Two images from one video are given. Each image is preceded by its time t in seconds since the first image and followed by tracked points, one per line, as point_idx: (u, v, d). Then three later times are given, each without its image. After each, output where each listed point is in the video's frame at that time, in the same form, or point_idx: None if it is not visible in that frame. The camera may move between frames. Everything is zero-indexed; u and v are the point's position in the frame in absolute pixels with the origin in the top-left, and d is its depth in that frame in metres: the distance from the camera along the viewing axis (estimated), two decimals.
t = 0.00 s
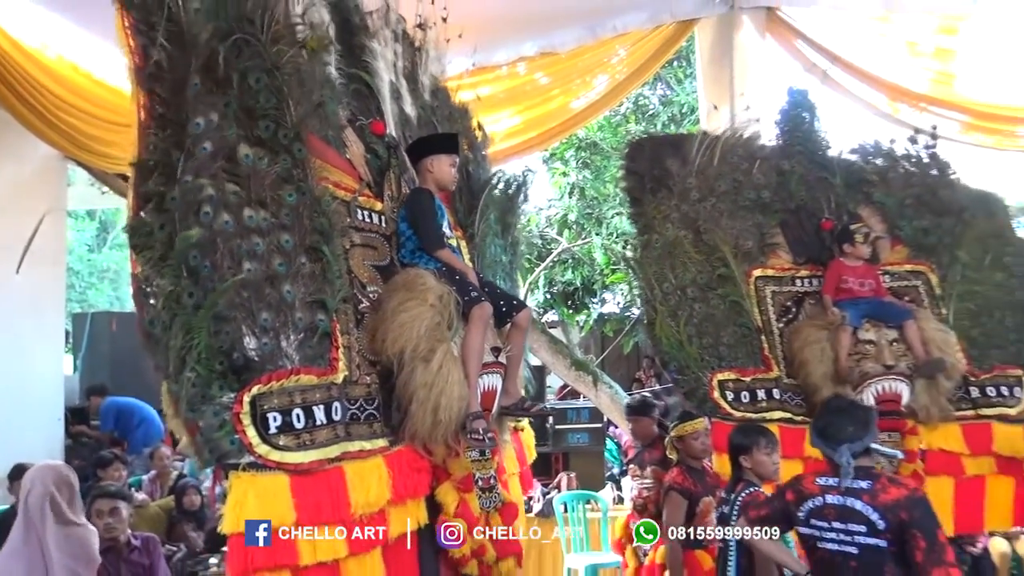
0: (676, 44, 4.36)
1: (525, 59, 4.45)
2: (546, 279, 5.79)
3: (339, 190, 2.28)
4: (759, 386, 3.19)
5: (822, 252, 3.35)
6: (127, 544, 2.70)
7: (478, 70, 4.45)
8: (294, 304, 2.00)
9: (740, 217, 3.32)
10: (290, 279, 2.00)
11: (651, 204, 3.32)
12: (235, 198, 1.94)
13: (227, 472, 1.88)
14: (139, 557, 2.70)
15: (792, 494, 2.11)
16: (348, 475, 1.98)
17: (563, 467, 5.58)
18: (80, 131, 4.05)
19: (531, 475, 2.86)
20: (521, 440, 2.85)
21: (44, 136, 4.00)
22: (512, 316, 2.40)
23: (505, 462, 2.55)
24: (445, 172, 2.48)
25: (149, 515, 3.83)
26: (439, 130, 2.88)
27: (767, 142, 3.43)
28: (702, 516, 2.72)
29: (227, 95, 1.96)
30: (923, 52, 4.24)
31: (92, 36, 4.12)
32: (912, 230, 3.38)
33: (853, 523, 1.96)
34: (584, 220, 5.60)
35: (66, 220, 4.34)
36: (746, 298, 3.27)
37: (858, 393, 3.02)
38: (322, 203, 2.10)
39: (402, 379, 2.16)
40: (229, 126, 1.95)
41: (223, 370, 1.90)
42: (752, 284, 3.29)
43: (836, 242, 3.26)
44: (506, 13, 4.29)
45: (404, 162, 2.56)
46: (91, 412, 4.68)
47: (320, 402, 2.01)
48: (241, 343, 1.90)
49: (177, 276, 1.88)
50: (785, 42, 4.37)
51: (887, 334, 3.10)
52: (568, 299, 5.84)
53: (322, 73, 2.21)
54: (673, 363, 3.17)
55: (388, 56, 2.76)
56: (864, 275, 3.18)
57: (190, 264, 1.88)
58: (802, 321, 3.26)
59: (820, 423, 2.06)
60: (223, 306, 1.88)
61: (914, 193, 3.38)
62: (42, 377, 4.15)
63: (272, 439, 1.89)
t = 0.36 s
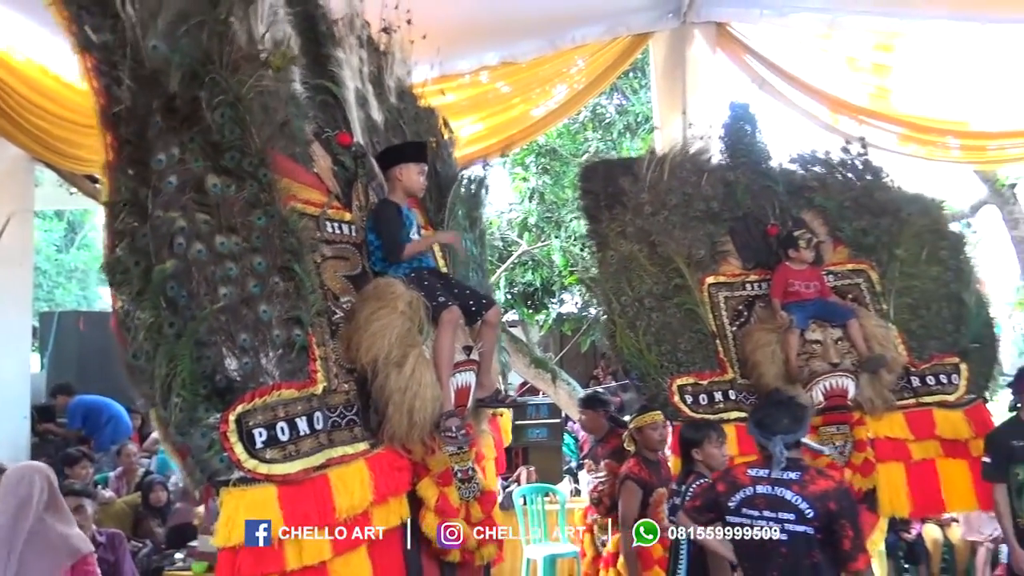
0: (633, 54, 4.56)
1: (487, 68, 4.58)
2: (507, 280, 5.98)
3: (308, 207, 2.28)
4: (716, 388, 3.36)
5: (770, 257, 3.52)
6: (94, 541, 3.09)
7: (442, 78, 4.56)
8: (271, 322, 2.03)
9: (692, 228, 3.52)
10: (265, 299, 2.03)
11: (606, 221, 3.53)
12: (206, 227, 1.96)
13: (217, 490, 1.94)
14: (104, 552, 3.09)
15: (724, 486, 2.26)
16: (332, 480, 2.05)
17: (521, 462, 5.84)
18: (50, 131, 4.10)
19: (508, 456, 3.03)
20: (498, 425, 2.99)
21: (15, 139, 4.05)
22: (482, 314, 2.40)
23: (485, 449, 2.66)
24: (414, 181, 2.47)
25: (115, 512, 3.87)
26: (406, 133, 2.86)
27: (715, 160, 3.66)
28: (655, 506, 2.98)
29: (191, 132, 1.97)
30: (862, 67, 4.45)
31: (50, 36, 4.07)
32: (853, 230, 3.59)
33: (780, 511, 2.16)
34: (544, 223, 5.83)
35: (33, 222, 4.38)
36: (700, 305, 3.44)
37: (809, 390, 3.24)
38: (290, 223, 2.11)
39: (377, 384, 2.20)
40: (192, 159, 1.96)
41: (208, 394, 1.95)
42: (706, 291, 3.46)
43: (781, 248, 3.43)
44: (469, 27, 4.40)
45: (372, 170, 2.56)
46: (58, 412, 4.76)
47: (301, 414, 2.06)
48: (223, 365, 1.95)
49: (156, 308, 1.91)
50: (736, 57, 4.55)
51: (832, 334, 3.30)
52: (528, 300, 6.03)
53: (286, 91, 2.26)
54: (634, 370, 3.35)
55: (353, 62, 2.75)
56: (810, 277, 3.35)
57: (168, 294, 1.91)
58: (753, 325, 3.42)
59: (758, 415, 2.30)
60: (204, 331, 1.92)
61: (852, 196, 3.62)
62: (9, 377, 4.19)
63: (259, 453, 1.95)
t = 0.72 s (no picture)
0: (586, 61, 4.62)
1: (444, 67, 4.46)
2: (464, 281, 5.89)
3: (254, 209, 2.24)
4: (663, 385, 3.41)
5: (719, 258, 3.56)
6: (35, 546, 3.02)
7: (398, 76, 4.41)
8: (215, 326, 2.01)
9: (643, 229, 3.56)
10: (209, 302, 2.00)
11: (560, 220, 3.55)
12: (145, 232, 1.91)
13: (165, 495, 1.90)
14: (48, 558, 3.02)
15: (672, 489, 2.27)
16: (283, 483, 2.02)
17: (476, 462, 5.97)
18: None
19: (484, 449, 2.99)
20: (467, 419, 2.95)
21: None
22: (437, 313, 2.37)
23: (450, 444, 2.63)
24: (363, 179, 2.37)
25: (58, 517, 3.74)
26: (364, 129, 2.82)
27: (669, 163, 3.69)
28: (610, 504, 3.00)
29: (123, 135, 1.91)
30: (812, 73, 4.51)
31: None
32: (799, 236, 3.66)
33: (728, 509, 2.20)
34: (500, 223, 5.83)
35: None
36: (650, 303, 3.49)
37: (752, 389, 3.25)
38: (233, 226, 2.08)
39: (324, 387, 2.19)
40: (128, 163, 1.91)
41: (153, 399, 1.92)
42: (655, 290, 3.50)
43: (732, 251, 3.46)
44: (423, 28, 4.26)
45: (325, 168, 2.46)
46: None
47: (251, 418, 2.04)
48: (168, 370, 1.91)
49: (97, 314, 1.88)
50: (690, 60, 4.61)
51: (776, 335, 3.31)
52: (485, 300, 6.00)
53: (230, 91, 2.22)
54: (585, 364, 3.41)
55: (305, 59, 2.70)
56: (756, 280, 3.39)
57: (110, 300, 1.87)
58: (700, 325, 3.46)
59: (705, 414, 2.32)
60: (148, 336, 1.88)
61: (800, 201, 3.69)
62: None
63: (208, 457, 1.92)
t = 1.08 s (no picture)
0: (544, 60, 4.62)
1: (400, 66, 4.43)
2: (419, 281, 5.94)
3: (188, 203, 2.20)
4: (608, 381, 3.44)
5: (666, 261, 3.61)
6: None
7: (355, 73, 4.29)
8: (139, 321, 1.94)
9: (594, 228, 3.58)
10: (133, 297, 1.93)
11: (514, 215, 3.54)
12: (65, 223, 1.83)
13: (78, 495, 1.83)
14: None
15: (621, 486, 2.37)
16: (208, 483, 1.98)
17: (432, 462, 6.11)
18: None
19: (432, 452, 3.07)
20: (414, 422, 3.03)
21: None
22: (379, 313, 2.38)
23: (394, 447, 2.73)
24: (312, 175, 2.32)
25: None
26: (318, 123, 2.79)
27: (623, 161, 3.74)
28: (563, 504, 3.01)
29: (47, 122, 1.82)
30: (763, 78, 4.57)
31: None
32: (743, 245, 3.74)
33: (670, 508, 2.24)
34: (456, 224, 5.89)
35: None
36: (597, 301, 3.51)
37: (693, 387, 3.34)
38: (161, 220, 2.01)
39: (256, 386, 2.17)
40: (51, 152, 1.81)
41: (67, 395, 1.82)
42: (603, 289, 3.53)
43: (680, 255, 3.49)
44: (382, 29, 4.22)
45: (269, 164, 2.47)
46: None
47: (174, 416, 1.98)
48: (85, 365, 1.83)
49: (8, 305, 1.76)
50: (644, 63, 4.66)
51: (718, 336, 3.39)
52: (440, 300, 6.00)
53: (170, 82, 2.17)
54: (532, 357, 3.38)
55: (257, 52, 2.60)
56: (701, 283, 3.42)
57: (22, 292, 1.77)
58: (646, 324, 3.51)
59: (655, 412, 2.38)
60: (63, 330, 1.80)
61: (743, 212, 3.77)
62: None
63: (126, 456, 1.86)
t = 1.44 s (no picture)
0: (504, 59, 4.60)
1: (358, 65, 4.39)
2: (377, 281, 5.90)
3: (116, 196, 2.16)
4: (569, 388, 3.45)
5: (620, 263, 3.65)
6: None
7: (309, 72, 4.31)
8: (56, 317, 1.84)
9: (550, 234, 3.59)
10: (50, 291, 1.83)
11: (469, 226, 3.56)
12: None
13: None
14: None
15: (585, 481, 2.39)
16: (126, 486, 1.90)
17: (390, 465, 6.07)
18: None
19: (373, 461, 3.10)
20: (358, 430, 3.01)
21: None
22: (318, 315, 2.32)
23: (333, 455, 2.75)
24: (249, 172, 2.30)
25: None
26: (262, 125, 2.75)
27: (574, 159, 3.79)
28: (523, 504, 2.95)
29: None
30: (719, 83, 4.66)
31: None
32: (697, 241, 3.80)
33: (627, 507, 2.26)
34: (415, 224, 5.84)
35: None
36: (557, 308, 3.52)
37: (652, 387, 3.36)
38: (82, 212, 1.93)
39: (181, 387, 2.16)
40: None
41: None
42: (561, 295, 3.55)
43: (636, 256, 3.48)
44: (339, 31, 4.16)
45: (207, 160, 2.42)
46: None
47: (91, 416, 1.90)
48: None
49: None
50: (602, 65, 4.67)
51: (675, 337, 3.42)
52: (398, 300, 5.97)
53: (102, 74, 2.13)
54: (494, 369, 3.39)
55: (198, 51, 2.53)
56: (656, 284, 3.44)
57: None
58: (605, 328, 3.52)
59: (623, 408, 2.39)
60: None
61: (696, 209, 3.82)
62: None
63: (36, 457, 1.74)
